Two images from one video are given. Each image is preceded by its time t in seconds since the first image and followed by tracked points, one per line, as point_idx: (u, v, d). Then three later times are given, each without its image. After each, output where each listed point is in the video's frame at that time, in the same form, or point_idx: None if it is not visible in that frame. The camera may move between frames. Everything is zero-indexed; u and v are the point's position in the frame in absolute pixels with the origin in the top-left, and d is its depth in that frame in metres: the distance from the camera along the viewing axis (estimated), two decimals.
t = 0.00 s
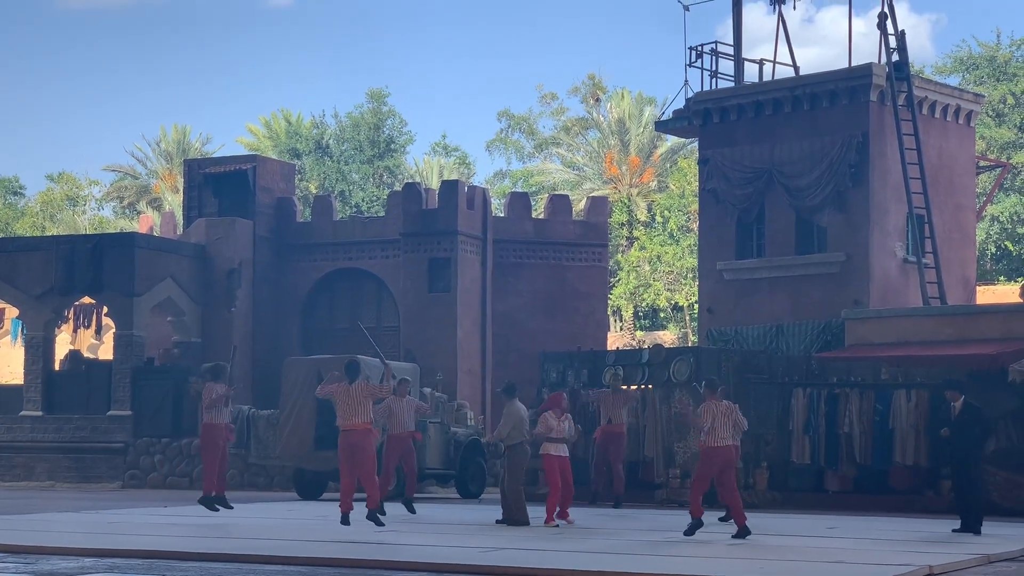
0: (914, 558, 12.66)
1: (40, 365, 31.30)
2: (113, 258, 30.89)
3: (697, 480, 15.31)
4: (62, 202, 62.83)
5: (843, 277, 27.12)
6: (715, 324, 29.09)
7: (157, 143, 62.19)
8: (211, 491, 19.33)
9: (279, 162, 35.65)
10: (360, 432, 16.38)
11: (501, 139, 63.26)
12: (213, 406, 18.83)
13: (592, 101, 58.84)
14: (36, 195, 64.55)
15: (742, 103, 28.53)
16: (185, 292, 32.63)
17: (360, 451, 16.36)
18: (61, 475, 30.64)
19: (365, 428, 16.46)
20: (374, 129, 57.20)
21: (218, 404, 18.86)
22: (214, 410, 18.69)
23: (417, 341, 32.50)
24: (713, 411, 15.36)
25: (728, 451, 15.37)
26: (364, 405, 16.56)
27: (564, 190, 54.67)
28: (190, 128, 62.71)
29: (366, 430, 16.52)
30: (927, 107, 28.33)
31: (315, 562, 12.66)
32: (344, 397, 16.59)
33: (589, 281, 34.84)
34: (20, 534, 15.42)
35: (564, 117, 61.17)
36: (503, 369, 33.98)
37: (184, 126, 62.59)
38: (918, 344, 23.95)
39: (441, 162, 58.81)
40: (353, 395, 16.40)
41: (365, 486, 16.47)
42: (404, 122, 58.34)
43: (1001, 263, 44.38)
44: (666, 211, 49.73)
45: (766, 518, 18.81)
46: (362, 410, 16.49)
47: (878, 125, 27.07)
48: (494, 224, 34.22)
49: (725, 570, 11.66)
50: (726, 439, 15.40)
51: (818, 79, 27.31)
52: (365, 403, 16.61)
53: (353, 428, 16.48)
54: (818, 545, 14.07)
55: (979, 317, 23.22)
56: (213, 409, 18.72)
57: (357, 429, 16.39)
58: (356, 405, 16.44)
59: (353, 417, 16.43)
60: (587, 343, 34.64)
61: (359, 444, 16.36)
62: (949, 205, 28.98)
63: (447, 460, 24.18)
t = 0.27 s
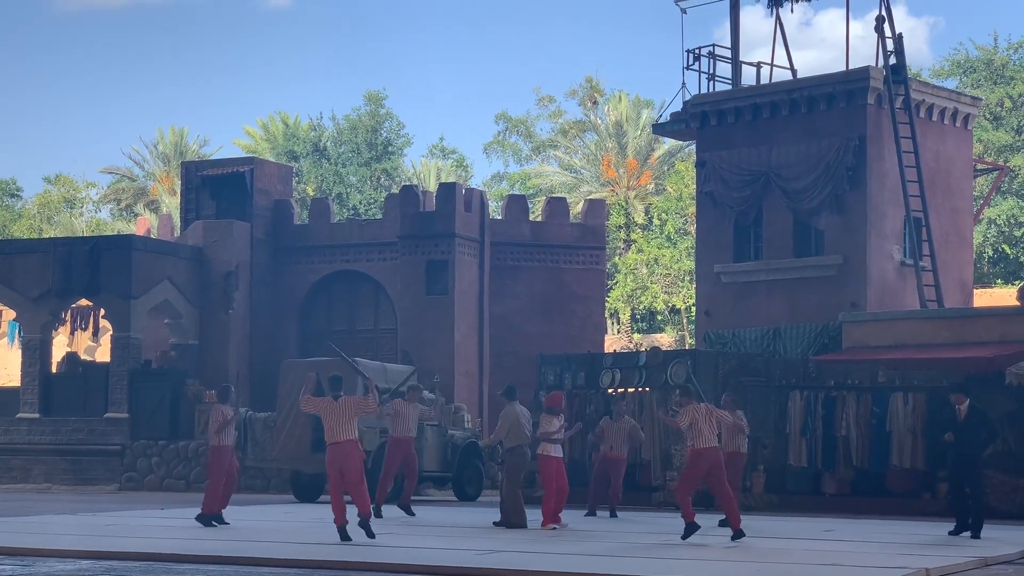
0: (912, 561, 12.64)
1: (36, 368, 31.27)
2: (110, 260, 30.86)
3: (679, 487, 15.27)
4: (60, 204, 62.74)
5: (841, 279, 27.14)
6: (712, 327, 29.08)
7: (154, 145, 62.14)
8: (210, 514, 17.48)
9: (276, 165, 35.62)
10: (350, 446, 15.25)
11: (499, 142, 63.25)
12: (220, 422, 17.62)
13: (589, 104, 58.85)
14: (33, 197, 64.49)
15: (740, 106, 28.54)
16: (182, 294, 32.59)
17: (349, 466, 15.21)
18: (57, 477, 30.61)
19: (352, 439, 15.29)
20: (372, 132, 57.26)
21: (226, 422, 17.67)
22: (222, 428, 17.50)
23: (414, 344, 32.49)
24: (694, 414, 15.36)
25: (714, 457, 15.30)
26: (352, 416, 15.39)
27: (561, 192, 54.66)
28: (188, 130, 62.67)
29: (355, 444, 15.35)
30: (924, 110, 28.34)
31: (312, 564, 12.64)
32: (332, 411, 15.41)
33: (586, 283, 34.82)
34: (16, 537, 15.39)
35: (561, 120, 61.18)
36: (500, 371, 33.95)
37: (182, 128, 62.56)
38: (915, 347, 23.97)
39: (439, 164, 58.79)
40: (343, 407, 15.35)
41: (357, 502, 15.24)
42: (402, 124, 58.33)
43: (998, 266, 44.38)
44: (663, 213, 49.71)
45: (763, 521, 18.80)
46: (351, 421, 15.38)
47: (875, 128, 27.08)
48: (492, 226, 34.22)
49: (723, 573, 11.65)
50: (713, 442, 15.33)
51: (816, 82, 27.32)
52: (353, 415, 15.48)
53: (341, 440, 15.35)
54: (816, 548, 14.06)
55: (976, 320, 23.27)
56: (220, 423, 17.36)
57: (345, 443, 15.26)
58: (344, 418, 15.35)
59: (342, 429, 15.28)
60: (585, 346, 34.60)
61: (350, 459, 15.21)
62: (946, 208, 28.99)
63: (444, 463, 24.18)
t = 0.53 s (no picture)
0: (908, 563, 12.65)
1: (33, 370, 31.25)
2: (106, 262, 30.84)
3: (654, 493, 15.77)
4: (56, 207, 62.79)
5: (836, 281, 27.16)
6: (709, 329, 29.09)
7: (150, 147, 62.12)
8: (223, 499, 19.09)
9: (273, 167, 35.61)
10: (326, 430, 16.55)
11: (495, 144, 63.27)
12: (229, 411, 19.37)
13: (586, 106, 58.89)
14: (29, 200, 64.45)
15: (736, 108, 28.55)
16: (178, 297, 32.56)
17: (328, 452, 16.43)
18: (54, 480, 30.57)
19: (332, 426, 16.52)
20: (368, 134, 57.36)
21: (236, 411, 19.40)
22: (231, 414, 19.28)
23: (411, 346, 32.48)
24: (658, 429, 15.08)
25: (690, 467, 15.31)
26: (328, 407, 16.57)
27: (557, 195, 54.68)
28: (184, 132, 62.65)
29: (332, 431, 16.60)
30: (920, 112, 28.37)
31: (307, 567, 12.64)
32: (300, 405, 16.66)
33: (582, 285, 34.82)
34: (12, 540, 15.36)
35: (557, 122, 61.20)
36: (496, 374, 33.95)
37: (178, 131, 62.54)
38: (911, 349, 23.97)
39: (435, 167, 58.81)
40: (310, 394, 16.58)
41: (334, 489, 16.40)
42: (398, 126, 58.40)
43: (994, 268, 44.42)
44: (659, 215, 49.77)
45: (759, 523, 18.82)
46: (326, 410, 16.51)
47: (871, 130, 27.11)
48: (488, 228, 34.22)
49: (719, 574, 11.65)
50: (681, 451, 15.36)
51: (811, 84, 27.35)
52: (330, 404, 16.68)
53: (318, 429, 16.55)
54: (812, 550, 14.06)
55: (972, 322, 23.26)
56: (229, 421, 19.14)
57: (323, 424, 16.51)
58: (319, 410, 16.50)
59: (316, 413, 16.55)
60: (582, 349, 34.60)
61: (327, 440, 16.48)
62: (942, 210, 29.01)
63: (441, 466, 24.20)
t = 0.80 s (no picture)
0: (903, 563, 12.67)
1: (27, 373, 31.21)
2: (100, 265, 30.79)
3: (630, 505, 16.35)
4: (50, 210, 62.77)
5: (831, 283, 27.17)
6: (704, 330, 29.12)
7: (145, 150, 62.07)
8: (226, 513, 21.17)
9: (267, 169, 35.60)
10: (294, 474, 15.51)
11: (489, 146, 63.29)
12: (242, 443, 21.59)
13: (580, 108, 58.94)
14: (23, 203, 64.37)
15: (730, 109, 28.56)
16: (172, 299, 32.53)
17: (305, 481, 15.33)
18: (48, 483, 30.52)
19: (307, 459, 15.59)
20: (362, 136, 57.44)
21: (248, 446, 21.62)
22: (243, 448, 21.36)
23: (406, 348, 32.47)
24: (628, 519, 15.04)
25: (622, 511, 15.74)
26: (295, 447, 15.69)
27: (552, 196, 54.71)
28: (178, 135, 62.62)
29: (308, 465, 15.56)
30: (914, 113, 28.41)
31: (302, 569, 12.63)
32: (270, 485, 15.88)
33: (577, 287, 34.84)
34: (6, 543, 15.34)
35: (552, 124, 61.24)
36: (491, 376, 33.95)
37: (172, 133, 62.51)
38: (905, 350, 24.01)
39: (429, 168, 58.83)
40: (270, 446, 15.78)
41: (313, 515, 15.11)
42: (392, 128, 58.50)
43: (988, 269, 44.48)
44: (654, 217, 49.82)
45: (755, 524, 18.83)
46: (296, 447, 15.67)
47: (865, 131, 27.14)
48: (483, 230, 34.23)
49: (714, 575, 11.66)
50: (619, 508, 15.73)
51: (806, 85, 27.37)
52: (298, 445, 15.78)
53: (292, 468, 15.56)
54: (808, 551, 14.08)
55: (966, 322, 23.28)
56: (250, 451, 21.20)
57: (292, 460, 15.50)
58: (287, 453, 15.60)
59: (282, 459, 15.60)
60: (577, 350, 34.62)
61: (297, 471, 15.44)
62: (936, 210, 29.06)
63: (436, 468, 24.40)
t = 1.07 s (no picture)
0: (896, 565, 12.69)
1: (20, 375, 31.16)
2: (93, 267, 30.73)
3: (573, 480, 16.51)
4: (44, 212, 62.66)
5: (824, 284, 27.20)
6: (698, 332, 29.16)
7: (138, 151, 61.98)
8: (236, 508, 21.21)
9: (261, 172, 35.56)
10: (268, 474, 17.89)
11: (483, 147, 63.28)
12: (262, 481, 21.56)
13: (574, 109, 58.96)
14: (16, 205, 64.25)
15: (724, 111, 28.58)
16: (165, 301, 32.48)
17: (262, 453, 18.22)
18: (42, 485, 30.46)
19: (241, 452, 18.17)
20: (356, 138, 57.39)
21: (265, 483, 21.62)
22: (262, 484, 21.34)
23: (400, 350, 32.46)
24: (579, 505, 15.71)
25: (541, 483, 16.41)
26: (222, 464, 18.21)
27: (546, 198, 54.72)
28: (172, 136, 62.53)
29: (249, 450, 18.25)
30: (907, 115, 28.44)
31: (297, 571, 12.62)
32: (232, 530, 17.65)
33: (571, 288, 34.83)
34: None
35: (546, 125, 61.26)
36: (485, 377, 33.94)
37: (166, 135, 62.43)
38: (900, 351, 24.04)
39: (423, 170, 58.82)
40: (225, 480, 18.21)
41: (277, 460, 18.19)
42: (386, 130, 58.53)
43: (982, 270, 44.52)
44: (649, 219, 49.58)
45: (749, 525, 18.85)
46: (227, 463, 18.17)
47: (858, 133, 27.17)
48: (477, 231, 34.22)
49: None
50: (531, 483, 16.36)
51: (799, 86, 27.40)
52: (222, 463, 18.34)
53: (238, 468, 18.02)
54: (802, 552, 14.10)
55: (962, 324, 23.28)
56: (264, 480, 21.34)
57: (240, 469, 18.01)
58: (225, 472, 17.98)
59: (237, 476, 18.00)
60: (571, 351, 34.62)
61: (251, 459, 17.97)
62: (930, 212, 29.09)
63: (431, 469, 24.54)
